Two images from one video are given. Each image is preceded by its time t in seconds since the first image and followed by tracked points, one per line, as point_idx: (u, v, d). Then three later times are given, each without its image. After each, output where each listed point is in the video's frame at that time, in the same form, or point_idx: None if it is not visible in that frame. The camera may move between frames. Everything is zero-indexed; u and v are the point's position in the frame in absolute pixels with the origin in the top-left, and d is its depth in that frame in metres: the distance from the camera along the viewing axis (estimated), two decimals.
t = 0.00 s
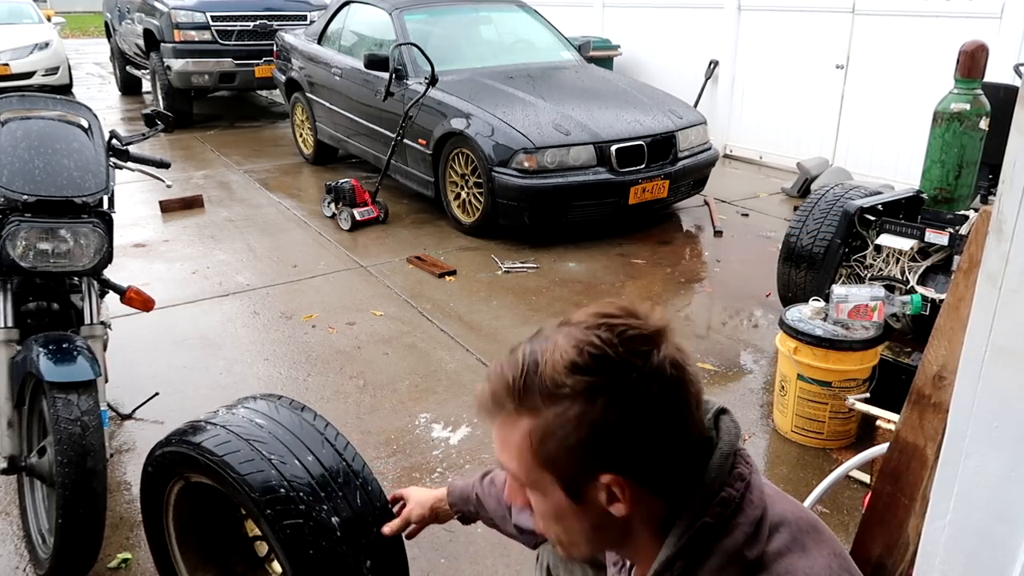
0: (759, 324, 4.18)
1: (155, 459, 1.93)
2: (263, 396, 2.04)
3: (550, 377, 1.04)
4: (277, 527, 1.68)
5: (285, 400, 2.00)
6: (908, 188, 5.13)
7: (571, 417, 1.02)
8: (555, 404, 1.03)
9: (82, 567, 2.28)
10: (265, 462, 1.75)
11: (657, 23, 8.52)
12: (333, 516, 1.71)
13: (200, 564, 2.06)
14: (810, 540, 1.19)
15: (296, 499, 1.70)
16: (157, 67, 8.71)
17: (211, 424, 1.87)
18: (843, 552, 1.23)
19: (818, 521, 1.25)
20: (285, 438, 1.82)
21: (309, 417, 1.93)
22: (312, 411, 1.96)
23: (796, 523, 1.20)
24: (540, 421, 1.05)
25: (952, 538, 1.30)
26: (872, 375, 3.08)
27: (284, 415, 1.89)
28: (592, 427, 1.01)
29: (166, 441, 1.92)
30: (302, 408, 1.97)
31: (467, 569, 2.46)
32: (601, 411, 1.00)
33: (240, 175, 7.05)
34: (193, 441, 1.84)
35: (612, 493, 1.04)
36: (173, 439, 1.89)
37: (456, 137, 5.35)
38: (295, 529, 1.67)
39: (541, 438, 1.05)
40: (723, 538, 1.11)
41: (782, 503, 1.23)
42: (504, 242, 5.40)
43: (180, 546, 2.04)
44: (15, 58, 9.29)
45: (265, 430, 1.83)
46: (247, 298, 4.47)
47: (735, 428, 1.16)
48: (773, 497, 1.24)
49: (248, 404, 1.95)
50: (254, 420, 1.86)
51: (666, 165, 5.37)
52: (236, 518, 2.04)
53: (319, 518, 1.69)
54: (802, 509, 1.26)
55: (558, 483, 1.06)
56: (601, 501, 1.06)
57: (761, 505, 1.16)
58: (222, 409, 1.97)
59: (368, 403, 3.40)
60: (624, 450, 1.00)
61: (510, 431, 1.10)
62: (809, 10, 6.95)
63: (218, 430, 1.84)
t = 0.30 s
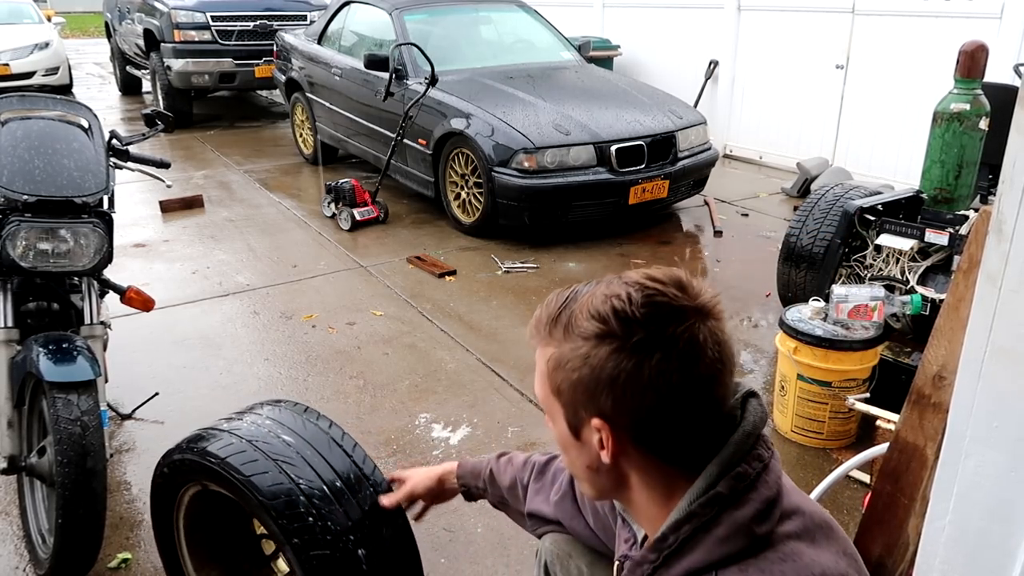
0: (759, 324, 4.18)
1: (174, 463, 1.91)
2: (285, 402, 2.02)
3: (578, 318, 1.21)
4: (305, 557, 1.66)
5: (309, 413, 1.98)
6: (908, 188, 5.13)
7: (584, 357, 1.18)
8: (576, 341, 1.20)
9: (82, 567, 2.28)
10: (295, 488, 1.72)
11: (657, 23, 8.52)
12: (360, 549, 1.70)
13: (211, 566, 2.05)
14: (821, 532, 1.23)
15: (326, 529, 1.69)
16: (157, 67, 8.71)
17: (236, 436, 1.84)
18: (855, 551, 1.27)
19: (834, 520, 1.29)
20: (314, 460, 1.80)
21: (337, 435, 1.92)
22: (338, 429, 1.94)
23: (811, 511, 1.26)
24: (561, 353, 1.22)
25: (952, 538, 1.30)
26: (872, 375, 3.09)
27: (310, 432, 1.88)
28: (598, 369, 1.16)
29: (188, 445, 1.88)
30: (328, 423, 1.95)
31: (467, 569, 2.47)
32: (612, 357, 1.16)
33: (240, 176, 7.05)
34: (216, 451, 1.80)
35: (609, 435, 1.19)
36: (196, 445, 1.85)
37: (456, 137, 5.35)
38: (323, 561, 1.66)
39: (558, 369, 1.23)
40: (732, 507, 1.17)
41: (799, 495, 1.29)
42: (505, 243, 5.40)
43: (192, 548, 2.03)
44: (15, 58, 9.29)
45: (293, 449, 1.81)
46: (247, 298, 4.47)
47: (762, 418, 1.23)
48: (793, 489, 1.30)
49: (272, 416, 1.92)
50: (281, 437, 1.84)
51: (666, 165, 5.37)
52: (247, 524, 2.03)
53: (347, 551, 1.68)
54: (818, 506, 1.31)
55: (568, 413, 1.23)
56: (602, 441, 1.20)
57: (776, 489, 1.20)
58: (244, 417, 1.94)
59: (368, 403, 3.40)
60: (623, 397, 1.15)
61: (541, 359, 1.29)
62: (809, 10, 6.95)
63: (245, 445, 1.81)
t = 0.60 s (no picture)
0: (759, 324, 4.18)
1: (189, 467, 1.88)
2: (302, 411, 2.01)
3: (593, 298, 1.29)
4: None
5: (326, 424, 1.97)
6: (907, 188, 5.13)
7: (593, 333, 1.26)
8: (587, 318, 1.28)
9: (82, 567, 2.28)
10: (316, 510, 1.72)
11: (657, 23, 8.52)
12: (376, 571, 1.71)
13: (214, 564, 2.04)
14: (814, 527, 1.24)
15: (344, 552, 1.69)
16: (157, 67, 8.72)
17: (256, 449, 1.82)
18: (849, 553, 1.27)
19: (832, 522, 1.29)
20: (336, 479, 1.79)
21: (356, 452, 1.91)
22: (357, 444, 1.94)
23: (808, 507, 1.26)
24: (572, 330, 1.30)
25: (952, 538, 1.30)
26: (872, 375, 3.09)
27: (331, 448, 1.88)
28: (604, 345, 1.24)
29: (204, 453, 1.86)
30: (347, 437, 1.95)
31: (467, 569, 2.47)
32: (619, 334, 1.23)
33: (241, 176, 7.05)
34: (236, 464, 1.79)
35: (609, 410, 1.25)
36: (213, 456, 1.83)
37: (456, 137, 5.35)
38: None
39: (568, 345, 1.30)
40: (721, 492, 1.17)
41: (800, 492, 1.29)
42: (504, 243, 5.40)
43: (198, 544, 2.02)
44: (15, 58, 9.29)
45: (314, 467, 1.80)
46: (247, 298, 4.47)
47: (766, 411, 1.24)
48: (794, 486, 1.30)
49: (291, 427, 1.91)
50: (301, 452, 1.83)
51: (666, 166, 5.38)
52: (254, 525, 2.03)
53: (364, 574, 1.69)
54: (818, 506, 1.31)
55: (574, 387, 1.30)
56: (603, 416, 1.26)
57: (771, 482, 1.20)
58: (261, 425, 1.92)
59: (368, 403, 3.40)
60: (624, 374, 1.21)
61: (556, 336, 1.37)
62: (809, 10, 6.95)
63: (265, 460, 1.79)
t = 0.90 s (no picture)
0: (759, 324, 4.18)
1: (206, 472, 1.87)
2: (325, 422, 2.00)
3: (578, 289, 1.32)
4: None
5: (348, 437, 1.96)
6: (908, 188, 5.13)
7: (577, 322, 1.29)
8: (572, 308, 1.31)
9: (82, 567, 2.28)
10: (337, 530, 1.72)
11: (657, 23, 8.52)
12: None
13: (222, 568, 2.04)
14: (782, 519, 1.22)
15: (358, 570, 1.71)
16: (157, 67, 8.72)
17: (279, 463, 1.81)
18: (823, 553, 1.24)
19: (817, 515, 1.27)
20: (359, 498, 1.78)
21: (378, 468, 1.91)
22: (378, 460, 1.94)
23: (786, 499, 1.24)
24: (558, 319, 1.33)
25: (952, 537, 1.30)
26: (872, 375, 3.09)
27: (354, 465, 1.87)
28: (586, 333, 1.27)
29: (224, 461, 1.84)
30: (368, 451, 1.94)
31: (467, 569, 2.46)
32: (601, 323, 1.26)
33: (241, 176, 7.06)
34: (257, 477, 1.78)
35: (593, 396, 1.28)
36: (233, 465, 1.82)
37: (456, 137, 5.35)
38: None
39: (554, 333, 1.33)
40: (675, 470, 1.19)
41: (784, 485, 1.26)
42: (504, 243, 5.40)
43: (205, 545, 2.02)
44: (15, 58, 9.29)
45: (335, 484, 1.80)
46: (247, 298, 4.47)
47: (743, 403, 1.24)
48: (781, 476, 1.28)
49: (314, 440, 1.90)
50: (324, 468, 1.82)
51: (666, 166, 5.37)
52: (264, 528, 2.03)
53: None
54: (805, 501, 1.28)
55: (560, 374, 1.33)
56: (585, 401, 1.29)
57: (733, 469, 1.20)
58: (283, 436, 1.91)
59: (368, 403, 3.40)
60: (606, 360, 1.24)
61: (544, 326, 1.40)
62: (809, 10, 6.95)
63: (288, 475, 1.79)
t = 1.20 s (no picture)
0: (759, 324, 4.18)
1: (227, 469, 1.88)
2: (350, 428, 1.99)
3: (542, 286, 1.33)
4: None
5: (372, 442, 1.95)
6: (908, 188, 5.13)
7: (539, 316, 1.30)
8: (534, 304, 1.32)
9: (82, 567, 2.28)
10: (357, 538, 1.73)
11: (657, 23, 8.52)
12: None
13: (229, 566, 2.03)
14: (739, 514, 1.18)
15: None
16: (157, 67, 8.72)
17: (303, 467, 1.81)
18: (783, 549, 1.19)
19: (782, 513, 1.22)
20: (380, 505, 1.77)
21: (399, 477, 1.89)
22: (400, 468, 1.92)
23: (746, 493, 1.20)
24: (523, 316, 1.34)
25: (951, 538, 1.30)
26: (872, 375, 3.09)
27: (376, 471, 1.86)
28: (547, 327, 1.28)
29: (246, 460, 1.85)
30: (390, 459, 1.93)
31: (467, 569, 2.46)
32: (560, 317, 1.27)
33: (241, 176, 7.06)
34: (281, 478, 1.79)
35: (555, 388, 1.29)
36: (256, 465, 1.82)
37: (456, 137, 5.35)
38: None
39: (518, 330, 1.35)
40: (628, 463, 1.17)
41: (747, 479, 1.21)
42: (504, 242, 5.40)
43: (215, 544, 2.02)
44: (15, 59, 9.29)
45: (356, 490, 1.79)
46: (247, 298, 4.47)
47: (699, 397, 1.21)
48: (745, 469, 1.23)
49: (337, 444, 1.90)
50: (347, 473, 1.82)
51: (666, 165, 5.37)
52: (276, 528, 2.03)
53: None
54: (772, 496, 1.22)
55: (525, 368, 1.34)
56: (548, 393, 1.30)
57: (686, 463, 1.16)
58: (307, 438, 1.91)
59: (368, 403, 3.40)
60: (566, 352, 1.25)
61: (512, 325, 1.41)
62: (809, 10, 6.95)
63: (310, 478, 1.79)
